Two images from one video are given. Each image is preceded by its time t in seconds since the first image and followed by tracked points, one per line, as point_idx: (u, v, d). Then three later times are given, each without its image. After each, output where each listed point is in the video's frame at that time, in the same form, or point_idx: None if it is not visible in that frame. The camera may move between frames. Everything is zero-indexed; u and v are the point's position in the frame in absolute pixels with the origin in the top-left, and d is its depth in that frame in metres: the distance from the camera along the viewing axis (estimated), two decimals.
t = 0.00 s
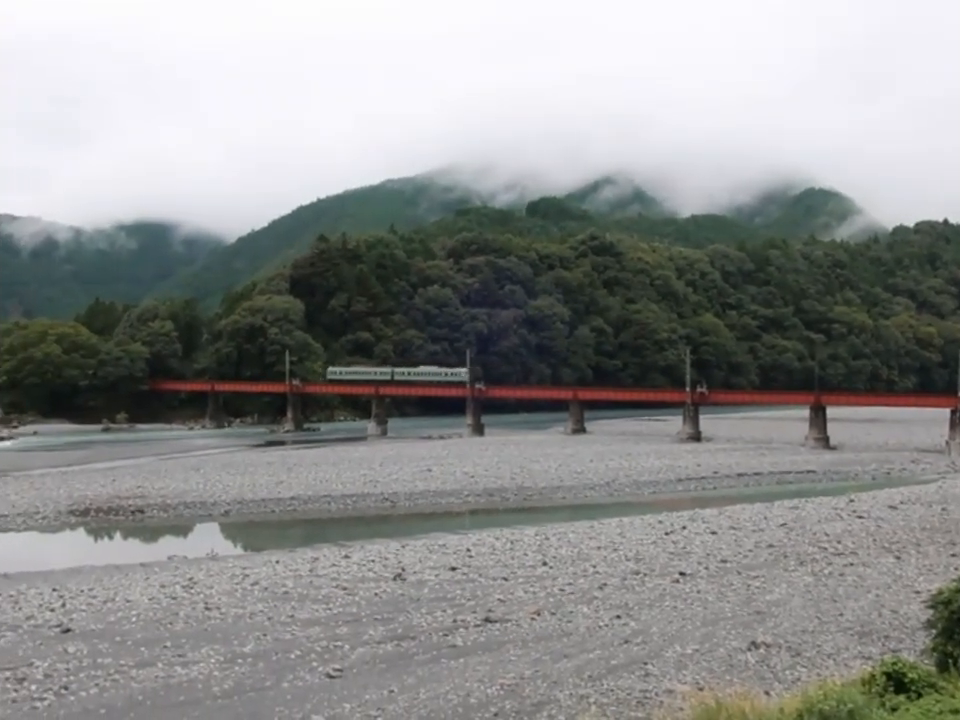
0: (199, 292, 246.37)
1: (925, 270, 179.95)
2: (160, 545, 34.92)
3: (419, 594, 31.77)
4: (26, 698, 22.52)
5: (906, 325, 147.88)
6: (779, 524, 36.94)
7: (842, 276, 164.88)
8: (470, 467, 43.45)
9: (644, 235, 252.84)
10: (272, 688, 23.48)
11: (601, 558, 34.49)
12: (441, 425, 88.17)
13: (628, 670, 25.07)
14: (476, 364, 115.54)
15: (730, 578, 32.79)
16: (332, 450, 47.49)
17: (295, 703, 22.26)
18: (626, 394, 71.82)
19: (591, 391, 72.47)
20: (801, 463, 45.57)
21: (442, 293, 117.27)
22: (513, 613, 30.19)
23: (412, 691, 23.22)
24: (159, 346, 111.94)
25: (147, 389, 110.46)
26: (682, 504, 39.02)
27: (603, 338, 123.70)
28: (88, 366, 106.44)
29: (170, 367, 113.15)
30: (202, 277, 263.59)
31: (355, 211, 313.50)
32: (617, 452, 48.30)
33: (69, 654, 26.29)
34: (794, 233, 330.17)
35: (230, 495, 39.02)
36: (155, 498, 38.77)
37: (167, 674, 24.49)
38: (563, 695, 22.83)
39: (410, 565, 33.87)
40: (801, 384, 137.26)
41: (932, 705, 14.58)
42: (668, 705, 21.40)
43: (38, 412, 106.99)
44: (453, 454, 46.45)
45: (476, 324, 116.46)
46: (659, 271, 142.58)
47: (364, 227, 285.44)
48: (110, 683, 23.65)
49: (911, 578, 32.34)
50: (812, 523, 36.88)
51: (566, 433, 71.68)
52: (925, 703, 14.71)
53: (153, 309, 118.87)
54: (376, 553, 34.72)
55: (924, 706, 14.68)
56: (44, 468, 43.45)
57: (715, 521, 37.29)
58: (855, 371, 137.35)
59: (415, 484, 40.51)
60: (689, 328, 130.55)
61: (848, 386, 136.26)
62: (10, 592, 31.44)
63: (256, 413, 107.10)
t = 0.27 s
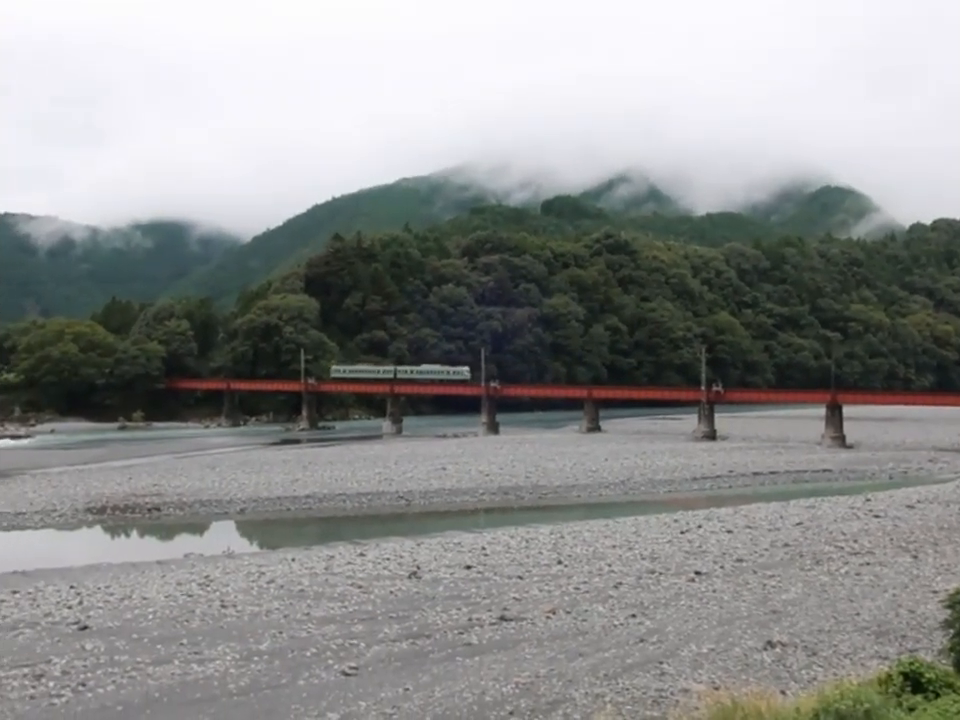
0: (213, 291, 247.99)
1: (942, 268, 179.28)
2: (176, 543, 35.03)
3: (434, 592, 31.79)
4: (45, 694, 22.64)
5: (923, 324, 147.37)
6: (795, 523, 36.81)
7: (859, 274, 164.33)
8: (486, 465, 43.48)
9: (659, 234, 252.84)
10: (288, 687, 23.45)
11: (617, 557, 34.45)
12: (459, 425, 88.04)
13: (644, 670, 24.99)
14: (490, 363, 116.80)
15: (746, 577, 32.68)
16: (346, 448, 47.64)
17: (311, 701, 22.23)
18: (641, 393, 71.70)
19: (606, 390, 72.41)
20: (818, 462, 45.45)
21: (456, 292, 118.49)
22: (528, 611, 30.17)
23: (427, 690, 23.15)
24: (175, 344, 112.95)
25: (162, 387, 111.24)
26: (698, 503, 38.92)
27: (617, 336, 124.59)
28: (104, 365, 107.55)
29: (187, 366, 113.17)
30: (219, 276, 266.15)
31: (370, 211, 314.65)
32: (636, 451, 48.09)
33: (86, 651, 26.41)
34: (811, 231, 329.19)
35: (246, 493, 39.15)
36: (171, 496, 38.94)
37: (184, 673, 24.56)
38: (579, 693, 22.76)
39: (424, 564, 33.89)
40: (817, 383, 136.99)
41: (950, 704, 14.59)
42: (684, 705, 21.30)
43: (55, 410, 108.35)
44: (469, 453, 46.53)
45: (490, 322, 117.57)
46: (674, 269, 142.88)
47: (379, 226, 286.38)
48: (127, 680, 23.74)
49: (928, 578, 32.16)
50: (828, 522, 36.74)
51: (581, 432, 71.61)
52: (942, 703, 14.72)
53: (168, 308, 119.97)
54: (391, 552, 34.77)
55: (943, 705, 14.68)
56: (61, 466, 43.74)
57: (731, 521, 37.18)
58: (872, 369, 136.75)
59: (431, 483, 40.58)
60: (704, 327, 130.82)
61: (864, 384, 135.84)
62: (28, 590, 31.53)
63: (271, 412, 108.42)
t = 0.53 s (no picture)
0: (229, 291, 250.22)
1: None
2: (196, 539, 35.23)
3: (453, 588, 31.82)
4: (67, 689, 22.49)
5: (947, 320, 146.61)
6: (815, 521, 36.65)
7: (881, 270, 163.77)
8: (506, 462, 43.54)
9: (680, 230, 252.84)
10: (307, 683, 23.33)
11: (636, 553, 34.41)
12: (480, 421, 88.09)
13: (663, 667, 24.82)
14: (509, 359, 119.81)
15: (766, 575, 32.54)
16: (365, 445, 47.86)
17: (329, 697, 22.16)
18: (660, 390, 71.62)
19: (625, 386, 72.35)
20: (839, 459, 45.31)
21: (475, 289, 122.58)
22: (546, 608, 30.12)
23: (447, 686, 22.96)
24: (195, 341, 114.42)
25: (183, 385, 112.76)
26: (717, 500, 38.78)
27: (636, 333, 126.52)
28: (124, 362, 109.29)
29: (207, 362, 114.29)
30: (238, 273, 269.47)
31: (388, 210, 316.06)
32: (656, 448, 47.90)
33: (107, 646, 26.58)
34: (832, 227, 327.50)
35: (266, 489, 39.38)
36: (191, 491, 39.20)
37: (204, 668, 24.60)
38: (598, 691, 22.62)
39: (443, 560, 33.94)
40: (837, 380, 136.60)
41: None
42: (704, 702, 21.14)
43: (78, 407, 110.43)
44: (489, 449, 46.70)
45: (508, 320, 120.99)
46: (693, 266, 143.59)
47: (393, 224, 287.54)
48: (148, 675, 23.58)
49: (951, 576, 31.89)
50: (849, 520, 36.57)
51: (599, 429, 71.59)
52: None
53: (188, 305, 121.56)
54: (410, 548, 34.86)
55: None
56: (84, 462, 44.05)
57: (751, 518, 37.07)
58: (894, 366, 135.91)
59: (450, 479, 40.70)
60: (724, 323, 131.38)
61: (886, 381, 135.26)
62: (50, 584, 31.77)
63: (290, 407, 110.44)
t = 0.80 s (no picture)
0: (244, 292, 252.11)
1: None
2: (213, 538, 35.35)
3: (469, 588, 31.78)
4: (85, 687, 22.08)
5: None
6: (832, 521, 36.48)
7: (899, 268, 163.10)
8: (522, 461, 43.47)
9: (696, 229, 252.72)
10: (324, 682, 22.85)
11: (652, 553, 34.34)
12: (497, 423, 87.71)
13: (679, 667, 24.41)
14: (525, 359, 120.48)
15: (783, 575, 32.36)
16: (381, 444, 47.97)
17: (345, 696, 21.65)
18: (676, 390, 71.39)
19: (640, 386, 72.18)
20: (856, 459, 45.06)
21: (490, 288, 123.54)
22: (561, 608, 30.00)
23: (462, 687, 22.38)
24: (211, 341, 115.57)
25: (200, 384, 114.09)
26: (734, 500, 38.64)
27: (651, 333, 126.57)
28: (142, 361, 110.52)
29: (222, 361, 115.41)
30: (254, 272, 271.84)
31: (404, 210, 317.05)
32: (671, 448, 47.76)
33: (125, 645, 26.54)
34: (848, 225, 326.43)
35: (281, 489, 39.49)
36: (208, 491, 39.34)
37: (220, 667, 24.10)
38: (615, 691, 22.02)
39: (458, 560, 33.93)
40: (855, 379, 136.10)
41: None
42: (720, 704, 20.60)
43: (95, 406, 111.81)
44: (504, 448, 46.80)
45: (524, 319, 121.71)
46: (710, 265, 143.63)
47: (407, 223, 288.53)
48: (165, 674, 23.12)
49: None
50: (867, 520, 36.39)
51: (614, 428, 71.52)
52: None
53: (205, 305, 122.68)
54: (426, 547, 34.83)
55: None
56: (102, 461, 44.32)
57: (767, 518, 36.92)
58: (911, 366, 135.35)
59: (466, 478, 40.73)
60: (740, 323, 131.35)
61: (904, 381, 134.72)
62: (68, 583, 31.88)
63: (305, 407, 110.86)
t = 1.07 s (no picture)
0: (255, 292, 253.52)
1: None
2: (226, 537, 35.43)
3: (480, 587, 31.68)
4: (98, 685, 21.51)
5: None
6: (845, 521, 36.31)
7: (914, 266, 162.53)
8: (534, 461, 43.44)
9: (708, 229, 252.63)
10: (336, 679, 22.16)
11: (664, 553, 34.23)
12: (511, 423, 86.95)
13: (692, 667, 23.86)
14: (537, 358, 120.73)
15: (797, 575, 32.16)
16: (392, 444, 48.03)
17: (359, 695, 20.96)
18: (687, 389, 71.24)
19: (652, 385, 72.09)
20: (869, 458, 44.82)
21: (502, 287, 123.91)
22: (573, 607, 29.81)
23: (475, 685, 21.58)
24: (224, 341, 116.25)
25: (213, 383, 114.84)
26: (747, 500, 38.51)
27: (664, 332, 125.90)
28: (156, 361, 111.25)
29: (236, 360, 116.14)
30: (266, 272, 273.88)
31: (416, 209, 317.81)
32: (682, 447, 47.73)
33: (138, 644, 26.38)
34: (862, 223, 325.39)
35: (293, 488, 39.54)
36: (221, 490, 39.43)
37: (234, 664, 23.18)
38: (626, 691, 21.12)
39: (470, 560, 33.90)
40: (869, 378, 135.69)
41: None
42: (731, 704, 19.79)
43: (109, 406, 112.64)
44: (516, 448, 46.84)
45: (536, 318, 121.99)
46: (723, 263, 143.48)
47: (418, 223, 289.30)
48: (178, 673, 22.41)
49: None
50: (881, 520, 36.22)
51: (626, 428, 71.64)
52: None
53: (218, 304, 123.37)
54: (439, 547, 34.83)
55: None
56: (115, 460, 44.54)
57: (780, 518, 36.77)
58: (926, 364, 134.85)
59: (477, 478, 40.75)
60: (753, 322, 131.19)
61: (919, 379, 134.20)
62: (82, 582, 31.95)
63: (318, 406, 111.08)
